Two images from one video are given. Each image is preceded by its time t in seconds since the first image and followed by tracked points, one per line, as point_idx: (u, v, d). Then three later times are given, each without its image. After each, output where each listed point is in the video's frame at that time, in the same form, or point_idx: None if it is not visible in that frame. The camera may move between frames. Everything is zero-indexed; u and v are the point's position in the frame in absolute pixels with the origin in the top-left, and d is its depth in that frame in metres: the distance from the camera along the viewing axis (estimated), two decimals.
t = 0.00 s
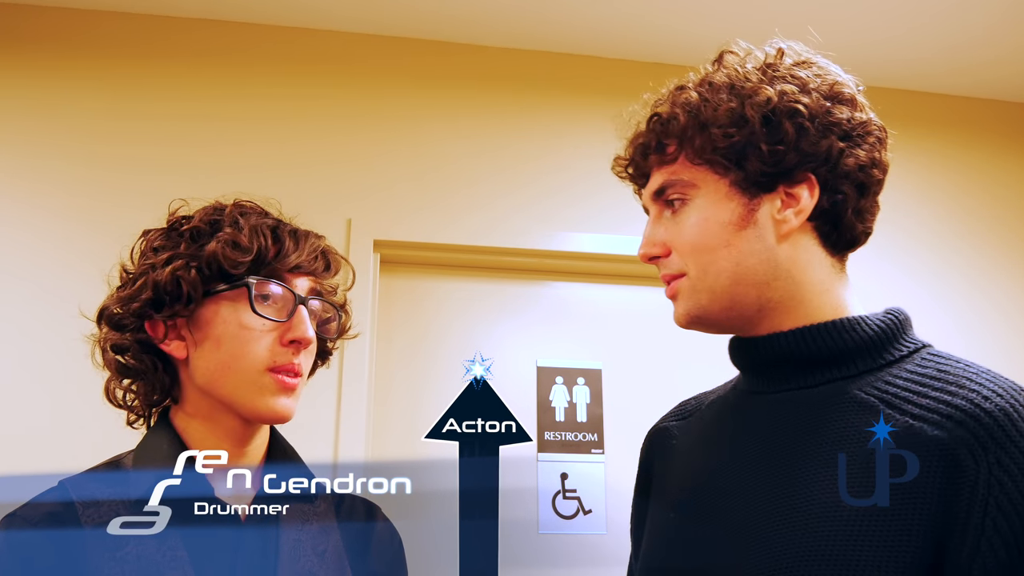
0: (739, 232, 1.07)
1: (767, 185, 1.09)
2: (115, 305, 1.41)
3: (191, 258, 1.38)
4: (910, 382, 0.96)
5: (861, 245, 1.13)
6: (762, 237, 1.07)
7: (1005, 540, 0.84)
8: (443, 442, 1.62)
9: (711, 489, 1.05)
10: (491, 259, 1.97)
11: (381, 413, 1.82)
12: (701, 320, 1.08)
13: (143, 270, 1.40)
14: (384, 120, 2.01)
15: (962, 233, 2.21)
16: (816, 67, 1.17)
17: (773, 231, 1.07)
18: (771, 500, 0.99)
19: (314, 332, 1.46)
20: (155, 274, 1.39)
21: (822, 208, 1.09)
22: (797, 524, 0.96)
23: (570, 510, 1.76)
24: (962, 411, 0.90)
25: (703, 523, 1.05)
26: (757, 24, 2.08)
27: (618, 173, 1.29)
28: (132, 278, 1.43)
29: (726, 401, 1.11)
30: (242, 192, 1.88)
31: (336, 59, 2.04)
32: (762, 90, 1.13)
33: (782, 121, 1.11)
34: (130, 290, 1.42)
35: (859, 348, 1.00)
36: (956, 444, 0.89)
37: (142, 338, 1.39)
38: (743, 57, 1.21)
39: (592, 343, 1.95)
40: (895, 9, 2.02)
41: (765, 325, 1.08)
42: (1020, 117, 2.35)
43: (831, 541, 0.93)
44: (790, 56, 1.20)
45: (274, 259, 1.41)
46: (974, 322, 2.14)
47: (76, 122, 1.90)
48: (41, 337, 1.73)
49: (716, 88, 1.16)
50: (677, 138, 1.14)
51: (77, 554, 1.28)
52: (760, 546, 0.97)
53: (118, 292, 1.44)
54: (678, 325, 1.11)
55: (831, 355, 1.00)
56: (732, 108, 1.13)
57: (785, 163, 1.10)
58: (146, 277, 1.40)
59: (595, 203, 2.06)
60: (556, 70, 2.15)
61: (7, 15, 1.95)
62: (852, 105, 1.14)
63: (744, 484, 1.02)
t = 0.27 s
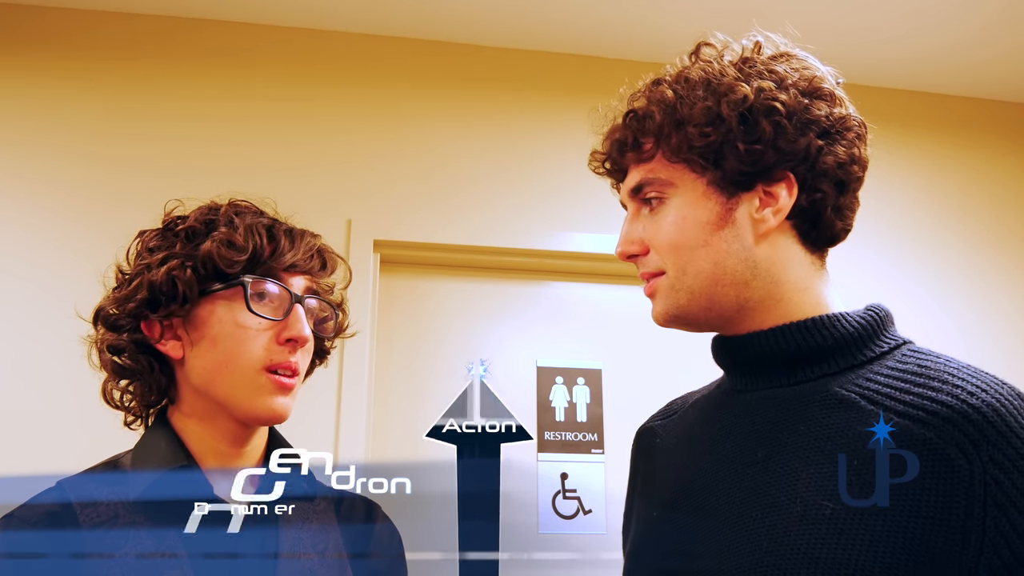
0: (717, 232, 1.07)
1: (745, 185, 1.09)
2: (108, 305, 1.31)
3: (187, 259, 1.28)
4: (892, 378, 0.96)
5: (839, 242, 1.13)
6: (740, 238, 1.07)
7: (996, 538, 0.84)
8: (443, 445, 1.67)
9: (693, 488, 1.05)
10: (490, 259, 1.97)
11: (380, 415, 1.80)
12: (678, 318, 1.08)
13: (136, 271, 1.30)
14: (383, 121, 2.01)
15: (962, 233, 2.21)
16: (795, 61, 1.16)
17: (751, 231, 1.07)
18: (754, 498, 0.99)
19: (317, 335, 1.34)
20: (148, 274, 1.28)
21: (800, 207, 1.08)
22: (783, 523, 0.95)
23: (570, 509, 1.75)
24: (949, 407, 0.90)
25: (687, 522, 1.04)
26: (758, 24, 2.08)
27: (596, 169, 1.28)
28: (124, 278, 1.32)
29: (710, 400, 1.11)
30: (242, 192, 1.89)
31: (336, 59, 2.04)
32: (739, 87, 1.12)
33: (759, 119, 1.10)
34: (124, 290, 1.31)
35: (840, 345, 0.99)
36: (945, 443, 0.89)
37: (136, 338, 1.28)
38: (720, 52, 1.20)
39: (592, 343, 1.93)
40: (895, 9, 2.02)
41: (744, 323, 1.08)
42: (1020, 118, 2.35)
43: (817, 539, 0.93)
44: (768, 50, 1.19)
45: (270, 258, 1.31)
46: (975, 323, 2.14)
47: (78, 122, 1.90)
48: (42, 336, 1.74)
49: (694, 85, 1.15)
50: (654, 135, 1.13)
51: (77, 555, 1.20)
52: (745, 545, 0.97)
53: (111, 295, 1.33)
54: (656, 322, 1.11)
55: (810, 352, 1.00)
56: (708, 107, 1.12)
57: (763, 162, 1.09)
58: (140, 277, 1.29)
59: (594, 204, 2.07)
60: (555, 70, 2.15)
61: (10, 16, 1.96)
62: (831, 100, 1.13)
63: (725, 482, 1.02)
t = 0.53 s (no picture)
0: (731, 237, 1.02)
1: (760, 191, 1.04)
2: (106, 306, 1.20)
3: (186, 258, 1.16)
4: (899, 381, 0.95)
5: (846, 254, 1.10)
6: (754, 244, 1.02)
7: (998, 534, 0.82)
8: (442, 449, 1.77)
9: (700, 488, 1.02)
10: (491, 259, 1.98)
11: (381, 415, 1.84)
12: (685, 321, 1.03)
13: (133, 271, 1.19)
14: (383, 121, 2.01)
15: (961, 233, 2.21)
16: (814, 67, 1.13)
17: (764, 238, 1.03)
18: (763, 498, 0.96)
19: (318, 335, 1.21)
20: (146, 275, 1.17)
21: (813, 217, 1.05)
22: (787, 524, 0.93)
23: (570, 509, 1.85)
24: (956, 406, 0.88)
25: (692, 522, 1.02)
26: (760, 24, 2.06)
27: (606, 165, 1.24)
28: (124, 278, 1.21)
29: (713, 403, 1.09)
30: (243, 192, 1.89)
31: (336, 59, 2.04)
32: (762, 93, 1.08)
33: (780, 127, 1.06)
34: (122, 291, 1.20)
35: (849, 347, 0.97)
36: (952, 439, 0.87)
37: (135, 339, 1.16)
38: (739, 54, 1.16)
39: (590, 343, 2.00)
40: (898, 11, 2.00)
41: (750, 329, 1.04)
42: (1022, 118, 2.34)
43: (826, 538, 0.90)
44: (788, 55, 1.16)
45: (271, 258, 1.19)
46: (975, 323, 2.15)
47: (79, 124, 1.90)
48: (43, 336, 1.75)
49: (714, 87, 1.11)
50: (672, 135, 1.08)
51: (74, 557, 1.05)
52: (753, 545, 0.94)
53: (109, 295, 1.22)
54: (661, 324, 1.06)
55: (819, 355, 0.98)
56: (730, 111, 1.08)
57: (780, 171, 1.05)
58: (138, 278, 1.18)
59: (596, 204, 2.06)
60: (556, 70, 2.14)
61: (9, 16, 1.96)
62: (849, 111, 1.10)
63: (734, 483, 0.99)
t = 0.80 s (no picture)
0: (739, 241, 1.02)
1: (768, 195, 1.04)
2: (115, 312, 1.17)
3: (205, 260, 1.15)
4: (905, 382, 0.95)
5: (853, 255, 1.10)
6: (761, 247, 1.02)
7: (1005, 533, 0.82)
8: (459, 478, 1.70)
9: (705, 487, 1.02)
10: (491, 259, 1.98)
11: (381, 416, 1.88)
12: (691, 323, 1.03)
13: (141, 276, 1.18)
14: (383, 121, 2.01)
15: (959, 233, 2.22)
16: (821, 69, 1.13)
17: (772, 242, 1.03)
18: (771, 498, 0.96)
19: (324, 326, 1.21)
20: (163, 278, 1.16)
21: (821, 220, 1.05)
22: (792, 523, 0.93)
23: (570, 509, 1.90)
24: (964, 407, 0.89)
25: (697, 521, 1.01)
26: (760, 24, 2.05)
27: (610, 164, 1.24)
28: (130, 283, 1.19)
29: (716, 402, 1.09)
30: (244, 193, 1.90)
31: (335, 59, 2.03)
32: (770, 96, 1.08)
33: (789, 131, 1.06)
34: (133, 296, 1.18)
35: (856, 349, 0.98)
36: (960, 439, 0.87)
37: (153, 344, 1.16)
38: (746, 54, 1.16)
39: (590, 342, 2.02)
40: (901, 11, 1.98)
41: (756, 331, 1.04)
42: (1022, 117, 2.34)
43: (835, 538, 0.90)
44: (795, 55, 1.16)
45: (282, 255, 1.19)
46: (973, 323, 2.16)
47: (77, 126, 1.89)
48: (45, 337, 1.76)
49: (721, 90, 1.12)
50: (681, 141, 1.08)
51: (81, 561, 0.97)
52: (760, 544, 0.94)
53: (115, 301, 1.20)
54: (667, 324, 1.06)
55: (826, 357, 0.98)
56: (739, 115, 1.08)
57: (789, 175, 1.04)
58: (154, 283, 1.16)
59: (597, 204, 2.05)
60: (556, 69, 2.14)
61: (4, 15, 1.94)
62: (856, 113, 1.10)
63: (740, 483, 0.99)
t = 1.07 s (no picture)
0: (737, 243, 1.02)
1: (766, 196, 1.04)
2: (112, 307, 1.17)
3: (203, 255, 1.16)
4: (903, 385, 0.95)
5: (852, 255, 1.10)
6: (760, 249, 1.02)
7: (1001, 540, 0.83)
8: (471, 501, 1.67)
9: (703, 489, 1.02)
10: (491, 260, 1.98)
11: (382, 416, 1.88)
12: (690, 324, 1.03)
13: (140, 273, 1.18)
14: (383, 121, 2.01)
15: (958, 231, 2.23)
16: (819, 69, 1.13)
17: (770, 244, 1.03)
18: (768, 500, 0.96)
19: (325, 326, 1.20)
20: (161, 274, 1.16)
21: (819, 221, 1.05)
22: (789, 526, 0.93)
23: (570, 509, 1.90)
24: (961, 412, 0.89)
25: (694, 523, 1.01)
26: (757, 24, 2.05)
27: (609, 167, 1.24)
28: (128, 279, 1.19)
29: (715, 404, 1.09)
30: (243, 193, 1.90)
31: (335, 59, 2.03)
32: (768, 98, 1.08)
33: (786, 132, 1.06)
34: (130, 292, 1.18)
35: (854, 351, 0.97)
36: (957, 445, 0.87)
37: (150, 341, 1.16)
38: (743, 56, 1.16)
39: (590, 343, 2.02)
40: (897, 11, 1.98)
41: (755, 332, 1.04)
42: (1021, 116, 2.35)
43: (831, 540, 0.90)
44: (792, 56, 1.16)
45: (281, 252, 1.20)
46: (972, 323, 2.16)
47: (76, 127, 1.89)
48: (46, 338, 1.76)
49: (718, 92, 1.12)
50: (679, 144, 1.08)
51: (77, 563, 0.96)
52: (757, 546, 0.94)
53: (113, 297, 1.20)
54: (665, 325, 1.06)
55: (824, 359, 0.98)
56: (737, 118, 1.08)
57: (787, 177, 1.04)
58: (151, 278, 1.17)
59: (597, 204, 2.05)
60: (556, 69, 2.14)
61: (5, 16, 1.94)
62: (853, 113, 1.10)
63: (738, 485, 0.99)
